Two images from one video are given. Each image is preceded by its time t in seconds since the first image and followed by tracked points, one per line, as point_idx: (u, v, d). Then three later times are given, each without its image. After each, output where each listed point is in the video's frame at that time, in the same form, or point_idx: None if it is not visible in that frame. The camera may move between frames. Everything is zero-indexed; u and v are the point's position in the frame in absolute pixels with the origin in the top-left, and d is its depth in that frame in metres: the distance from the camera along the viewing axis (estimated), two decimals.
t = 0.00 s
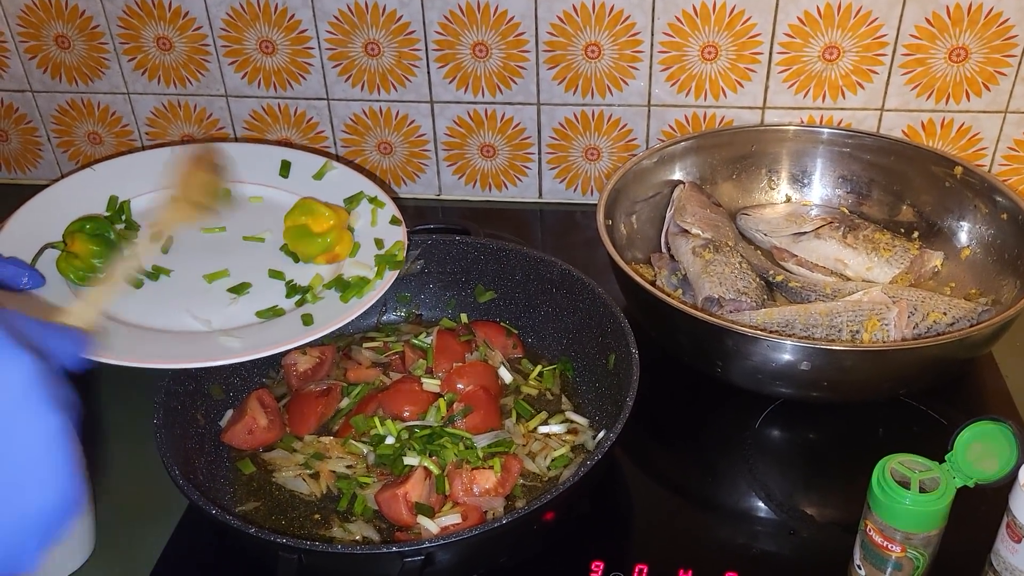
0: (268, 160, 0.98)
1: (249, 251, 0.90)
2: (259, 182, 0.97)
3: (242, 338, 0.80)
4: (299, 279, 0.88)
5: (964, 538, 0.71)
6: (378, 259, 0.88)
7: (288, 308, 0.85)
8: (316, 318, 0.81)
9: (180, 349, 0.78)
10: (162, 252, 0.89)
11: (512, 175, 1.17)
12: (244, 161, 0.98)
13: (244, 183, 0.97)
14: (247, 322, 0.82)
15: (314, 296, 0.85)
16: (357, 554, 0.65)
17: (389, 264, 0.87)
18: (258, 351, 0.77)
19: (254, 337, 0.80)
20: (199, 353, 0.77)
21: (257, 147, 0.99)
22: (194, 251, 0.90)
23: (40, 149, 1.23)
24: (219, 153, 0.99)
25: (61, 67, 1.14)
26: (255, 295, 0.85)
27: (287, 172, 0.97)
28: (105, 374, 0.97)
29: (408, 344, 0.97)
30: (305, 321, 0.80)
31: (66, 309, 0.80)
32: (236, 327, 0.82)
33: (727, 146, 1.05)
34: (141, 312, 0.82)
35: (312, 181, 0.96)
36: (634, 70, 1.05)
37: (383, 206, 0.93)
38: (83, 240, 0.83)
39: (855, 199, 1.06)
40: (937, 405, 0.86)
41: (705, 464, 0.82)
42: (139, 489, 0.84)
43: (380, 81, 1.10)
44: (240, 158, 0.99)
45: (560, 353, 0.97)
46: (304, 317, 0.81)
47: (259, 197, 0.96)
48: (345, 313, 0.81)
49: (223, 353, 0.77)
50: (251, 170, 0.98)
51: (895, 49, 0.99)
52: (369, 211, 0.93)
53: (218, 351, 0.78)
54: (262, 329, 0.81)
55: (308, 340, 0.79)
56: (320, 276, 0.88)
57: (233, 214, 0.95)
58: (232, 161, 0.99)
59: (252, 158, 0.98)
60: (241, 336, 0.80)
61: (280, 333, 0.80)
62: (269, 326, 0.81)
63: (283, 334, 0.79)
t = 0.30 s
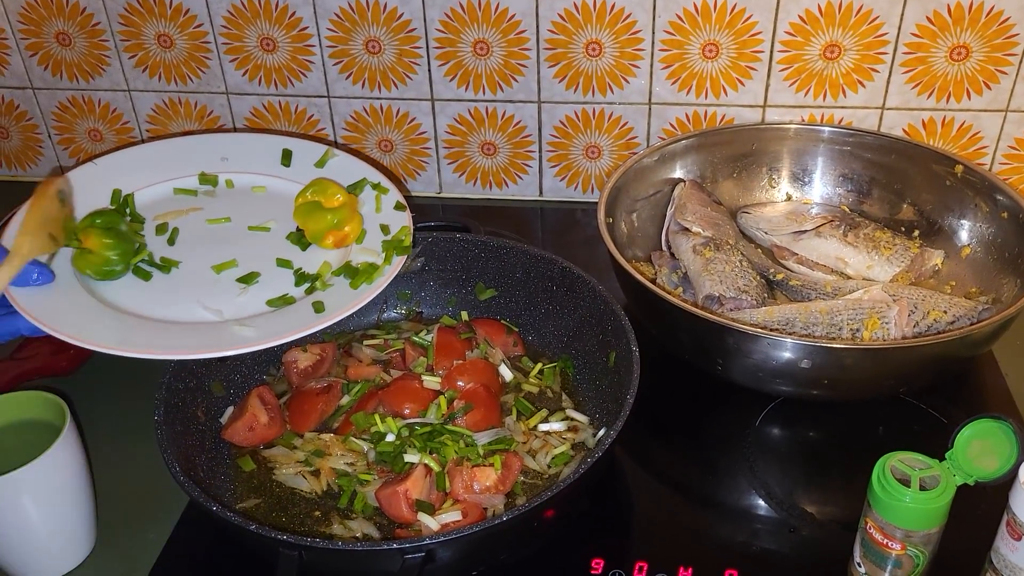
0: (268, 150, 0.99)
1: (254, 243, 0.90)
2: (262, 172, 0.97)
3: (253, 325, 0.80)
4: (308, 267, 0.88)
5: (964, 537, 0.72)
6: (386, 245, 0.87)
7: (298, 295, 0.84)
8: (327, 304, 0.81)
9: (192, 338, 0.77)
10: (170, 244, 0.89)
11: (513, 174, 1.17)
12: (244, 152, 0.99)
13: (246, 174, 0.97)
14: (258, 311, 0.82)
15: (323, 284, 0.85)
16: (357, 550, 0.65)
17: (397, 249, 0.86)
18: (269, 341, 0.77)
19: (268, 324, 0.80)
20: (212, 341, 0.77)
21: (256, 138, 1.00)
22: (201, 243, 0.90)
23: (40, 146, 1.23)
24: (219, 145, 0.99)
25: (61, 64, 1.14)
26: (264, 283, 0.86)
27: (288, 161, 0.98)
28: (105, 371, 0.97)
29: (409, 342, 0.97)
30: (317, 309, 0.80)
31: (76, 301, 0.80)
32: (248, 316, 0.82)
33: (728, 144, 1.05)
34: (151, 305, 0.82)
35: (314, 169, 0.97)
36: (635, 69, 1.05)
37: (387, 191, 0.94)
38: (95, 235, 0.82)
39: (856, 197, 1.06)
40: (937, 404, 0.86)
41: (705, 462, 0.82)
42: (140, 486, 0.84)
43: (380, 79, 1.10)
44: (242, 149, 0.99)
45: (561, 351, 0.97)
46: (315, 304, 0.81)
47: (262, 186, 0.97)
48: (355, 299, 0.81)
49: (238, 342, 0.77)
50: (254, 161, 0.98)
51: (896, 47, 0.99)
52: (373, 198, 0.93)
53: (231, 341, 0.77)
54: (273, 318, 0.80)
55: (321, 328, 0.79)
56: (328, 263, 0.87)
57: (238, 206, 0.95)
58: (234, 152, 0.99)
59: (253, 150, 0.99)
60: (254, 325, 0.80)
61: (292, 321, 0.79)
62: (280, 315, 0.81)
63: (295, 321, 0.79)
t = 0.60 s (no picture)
0: (258, 142, 0.99)
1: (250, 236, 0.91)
2: (251, 165, 0.98)
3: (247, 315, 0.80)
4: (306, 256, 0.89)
5: (962, 535, 0.72)
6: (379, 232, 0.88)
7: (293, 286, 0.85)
8: (320, 292, 0.82)
9: (188, 328, 0.77)
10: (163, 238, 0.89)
11: (512, 173, 1.17)
12: (235, 146, 0.99)
13: (237, 167, 0.98)
14: (251, 303, 0.83)
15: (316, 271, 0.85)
16: (358, 548, 0.65)
17: (388, 237, 0.87)
18: (265, 329, 0.77)
19: (263, 313, 0.80)
20: (208, 330, 0.77)
21: (246, 131, 1.00)
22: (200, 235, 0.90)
23: (40, 144, 1.23)
24: (209, 139, 0.99)
25: (61, 63, 1.15)
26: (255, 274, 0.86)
27: (278, 153, 0.98)
28: (106, 369, 0.97)
29: (409, 340, 0.97)
30: (310, 296, 0.80)
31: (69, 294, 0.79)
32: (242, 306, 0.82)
33: (728, 143, 1.06)
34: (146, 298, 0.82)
35: (305, 160, 0.97)
36: (634, 68, 1.05)
37: (377, 181, 0.94)
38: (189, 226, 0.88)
39: (855, 196, 1.06)
40: (935, 403, 0.86)
41: (705, 461, 0.82)
42: (141, 484, 0.84)
43: (381, 78, 1.10)
44: (232, 143, 0.99)
45: (560, 349, 0.97)
46: (309, 292, 0.81)
47: (252, 178, 0.97)
48: (349, 287, 0.82)
49: (233, 331, 0.77)
50: (244, 154, 0.98)
51: (896, 47, 0.99)
52: (364, 188, 0.94)
53: (227, 330, 0.77)
54: (269, 308, 0.80)
55: (315, 314, 0.79)
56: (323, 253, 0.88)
57: (229, 199, 0.95)
58: (225, 146, 0.99)
59: (243, 143, 0.99)
60: (249, 314, 0.79)
61: (286, 309, 0.79)
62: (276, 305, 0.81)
63: (290, 309, 0.79)
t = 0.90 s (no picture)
0: (255, 140, 0.99)
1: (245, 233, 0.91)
2: (246, 162, 0.98)
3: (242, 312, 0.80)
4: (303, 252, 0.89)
5: (959, 533, 0.72)
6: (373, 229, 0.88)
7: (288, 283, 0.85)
8: (314, 291, 0.82)
9: (182, 325, 0.77)
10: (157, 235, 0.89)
11: (511, 171, 1.17)
12: (231, 144, 0.99)
13: (233, 164, 0.97)
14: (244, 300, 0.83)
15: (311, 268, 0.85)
16: (355, 545, 0.65)
17: (384, 234, 0.87)
18: (260, 325, 0.77)
19: (257, 311, 0.80)
20: (203, 328, 0.77)
21: (243, 129, 1.00)
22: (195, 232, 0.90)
23: (38, 142, 1.23)
24: (204, 136, 0.99)
25: (59, 60, 1.14)
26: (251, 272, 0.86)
27: (274, 151, 0.98)
28: (104, 367, 0.97)
29: (407, 338, 0.97)
30: (304, 295, 0.81)
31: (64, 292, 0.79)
32: (236, 304, 0.82)
33: (727, 141, 1.06)
34: (140, 295, 0.82)
35: (300, 158, 0.97)
36: (633, 66, 1.05)
37: (373, 178, 0.94)
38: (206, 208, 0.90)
39: (854, 195, 1.06)
40: (933, 401, 0.86)
41: (703, 458, 0.82)
42: (139, 482, 0.84)
43: (379, 76, 1.10)
44: (228, 141, 0.99)
45: (558, 348, 0.97)
46: (304, 290, 0.81)
47: (248, 176, 0.97)
48: (342, 284, 0.82)
49: (228, 328, 0.77)
50: (240, 151, 0.98)
51: (894, 45, 0.99)
52: (359, 184, 0.94)
53: (221, 327, 0.77)
54: (263, 305, 0.81)
55: (309, 312, 0.79)
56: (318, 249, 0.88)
57: (223, 196, 0.95)
58: (220, 143, 0.99)
59: (240, 141, 0.99)
60: (243, 311, 0.80)
61: (281, 306, 0.80)
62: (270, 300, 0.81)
63: (285, 306, 0.80)
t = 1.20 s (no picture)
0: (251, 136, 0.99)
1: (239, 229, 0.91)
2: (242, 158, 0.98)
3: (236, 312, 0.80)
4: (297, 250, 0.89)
5: (958, 533, 0.72)
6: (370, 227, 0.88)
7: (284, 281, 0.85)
8: (310, 289, 0.81)
9: (177, 325, 0.77)
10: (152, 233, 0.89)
11: (510, 170, 1.17)
12: (227, 141, 0.99)
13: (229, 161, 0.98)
14: (240, 296, 0.83)
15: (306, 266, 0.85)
16: (353, 545, 0.65)
17: (380, 232, 0.87)
18: (256, 325, 0.77)
19: (252, 309, 0.80)
20: (198, 327, 0.77)
21: (240, 126, 1.00)
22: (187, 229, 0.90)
23: (37, 141, 1.22)
24: (201, 133, 0.99)
25: (58, 58, 1.14)
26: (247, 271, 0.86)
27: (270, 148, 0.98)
28: (101, 366, 0.97)
29: (405, 337, 0.97)
30: (300, 293, 0.81)
31: (58, 290, 0.79)
32: (230, 303, 0.82)
33: (726, 141, 1.05)
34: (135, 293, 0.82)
35: (296, 154, 0.97)
36: (632, 65, 1.05)
37: (369, 174, 0.94)
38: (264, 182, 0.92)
39: (853, 194, 1.06)
40: (932, 401, 0.86)
41: (702, 458, 0.82)
42: (137, 481, 0.84)
43: (378, 74, 1.10)
44: (224, 138, 0.99)
45: (557, 347, 0.97)
46: (299, 288, 0.81)
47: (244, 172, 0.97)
48: (338, 282, 0.82)
49: (223, 327, 0.77)
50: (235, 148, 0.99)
51: (894, 44, 0.99)
52: (355, 182, 0.94)
53: (216, 326, 0.77)
54: (259, 304, 0.81)
55: (305, 311, 0.79)
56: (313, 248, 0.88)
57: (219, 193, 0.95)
58: (216, 140, 0.99)
59: (236, 138, 0.99)
60: (238, 311, 0.80)
61: (276, 306, 0.80)
62: (265, 299, 0.81)
63: (280, 305, 0.80)
